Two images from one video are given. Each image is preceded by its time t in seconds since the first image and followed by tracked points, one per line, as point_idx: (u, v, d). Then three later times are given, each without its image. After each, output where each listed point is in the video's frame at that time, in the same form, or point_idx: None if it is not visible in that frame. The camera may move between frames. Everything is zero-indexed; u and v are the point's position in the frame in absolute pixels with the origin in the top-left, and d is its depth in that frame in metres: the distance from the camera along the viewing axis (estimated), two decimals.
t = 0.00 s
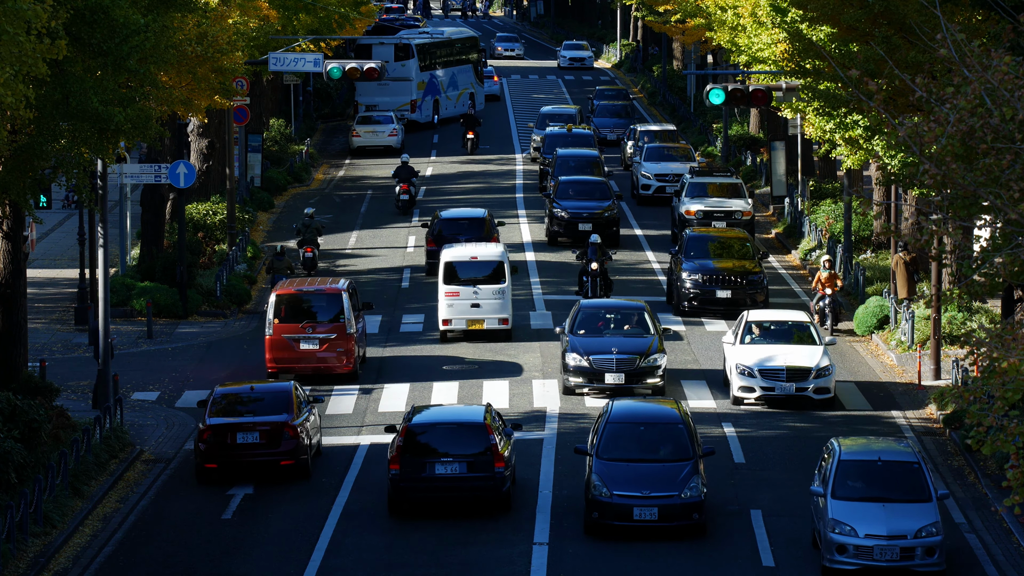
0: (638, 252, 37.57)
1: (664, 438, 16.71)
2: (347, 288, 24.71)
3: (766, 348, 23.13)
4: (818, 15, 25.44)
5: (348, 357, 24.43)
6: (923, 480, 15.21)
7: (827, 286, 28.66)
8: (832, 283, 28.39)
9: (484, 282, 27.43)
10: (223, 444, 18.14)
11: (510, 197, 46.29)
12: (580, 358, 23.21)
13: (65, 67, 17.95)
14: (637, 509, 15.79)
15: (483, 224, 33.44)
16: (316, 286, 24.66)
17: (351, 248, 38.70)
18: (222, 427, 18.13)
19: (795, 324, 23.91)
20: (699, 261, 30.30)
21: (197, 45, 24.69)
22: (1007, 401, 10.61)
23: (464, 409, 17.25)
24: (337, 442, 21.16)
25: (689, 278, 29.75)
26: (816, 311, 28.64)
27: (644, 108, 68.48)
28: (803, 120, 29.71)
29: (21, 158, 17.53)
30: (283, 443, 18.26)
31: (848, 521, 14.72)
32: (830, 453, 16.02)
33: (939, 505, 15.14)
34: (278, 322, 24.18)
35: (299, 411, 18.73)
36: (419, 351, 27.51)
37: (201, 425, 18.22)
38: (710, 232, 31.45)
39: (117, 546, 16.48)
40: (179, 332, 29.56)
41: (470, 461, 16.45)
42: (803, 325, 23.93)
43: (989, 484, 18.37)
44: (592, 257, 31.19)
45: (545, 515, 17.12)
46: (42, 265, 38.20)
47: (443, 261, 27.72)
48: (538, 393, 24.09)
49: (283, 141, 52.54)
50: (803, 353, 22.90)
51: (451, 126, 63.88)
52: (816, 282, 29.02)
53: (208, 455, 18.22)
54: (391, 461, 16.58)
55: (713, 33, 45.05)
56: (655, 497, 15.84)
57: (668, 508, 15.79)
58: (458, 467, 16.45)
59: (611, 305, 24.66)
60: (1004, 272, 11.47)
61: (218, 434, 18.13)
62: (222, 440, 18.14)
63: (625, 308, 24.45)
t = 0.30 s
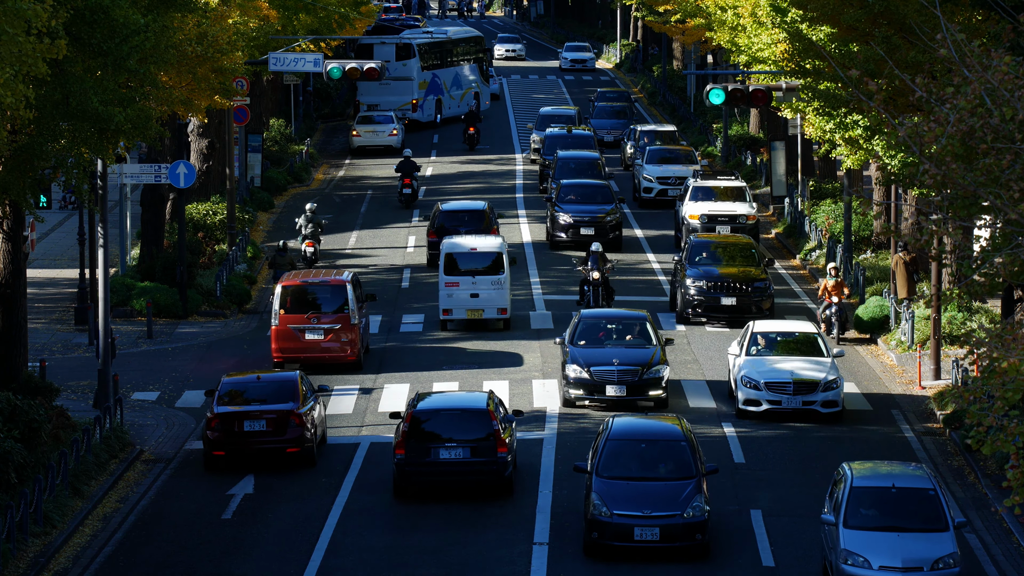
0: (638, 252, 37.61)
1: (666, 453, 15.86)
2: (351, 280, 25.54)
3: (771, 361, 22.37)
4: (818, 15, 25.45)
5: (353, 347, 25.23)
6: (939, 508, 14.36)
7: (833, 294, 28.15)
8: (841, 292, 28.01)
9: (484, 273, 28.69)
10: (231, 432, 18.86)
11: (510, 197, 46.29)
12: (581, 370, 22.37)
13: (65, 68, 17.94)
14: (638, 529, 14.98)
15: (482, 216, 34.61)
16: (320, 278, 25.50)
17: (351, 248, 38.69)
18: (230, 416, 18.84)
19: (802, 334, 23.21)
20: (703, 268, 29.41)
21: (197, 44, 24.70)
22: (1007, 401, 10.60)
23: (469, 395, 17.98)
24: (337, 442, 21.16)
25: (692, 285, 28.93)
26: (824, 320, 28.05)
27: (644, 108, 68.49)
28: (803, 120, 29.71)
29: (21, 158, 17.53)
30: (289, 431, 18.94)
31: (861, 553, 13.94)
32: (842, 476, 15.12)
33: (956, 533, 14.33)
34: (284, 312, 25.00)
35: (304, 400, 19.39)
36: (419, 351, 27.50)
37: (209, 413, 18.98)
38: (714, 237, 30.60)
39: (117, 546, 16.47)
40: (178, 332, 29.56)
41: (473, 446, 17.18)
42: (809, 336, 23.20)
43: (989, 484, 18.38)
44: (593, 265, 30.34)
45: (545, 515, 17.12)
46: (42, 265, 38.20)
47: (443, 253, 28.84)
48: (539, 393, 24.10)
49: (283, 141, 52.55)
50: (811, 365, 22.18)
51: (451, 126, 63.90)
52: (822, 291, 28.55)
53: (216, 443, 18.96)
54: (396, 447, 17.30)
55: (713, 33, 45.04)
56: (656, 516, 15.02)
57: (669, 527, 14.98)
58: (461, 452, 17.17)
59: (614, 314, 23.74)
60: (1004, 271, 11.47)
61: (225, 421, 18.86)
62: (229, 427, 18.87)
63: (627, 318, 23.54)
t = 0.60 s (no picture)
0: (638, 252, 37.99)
1: (667, 474, 15.27)
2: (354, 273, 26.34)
3: (777, 373, 21.37)
4: (818, 15, 25.48)
5: (356, 337, 25.91)
6: (959, 540, 13.59)
7: (839, 303, 27.26)
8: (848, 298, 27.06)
9: (484, 264, 29.87)
10: (238, 421, 19.45)
11: (510, 197, 46.31)
12: (581, 382, 21.54)
13: (65, 68, 17.93)
14: (639, 550, 14.34)
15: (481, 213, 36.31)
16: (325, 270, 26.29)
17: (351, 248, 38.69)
18: (237, 405, 19.42)
19: (809, 345, 22.19)
20: (706, 276, 28.70)
21: (197, 45, 24.71)
22: (1008, 401, 10.60)
23: (471, 383, 18.70)
24: (337, 441, 21.16)
25: (696, 294, 28.19)
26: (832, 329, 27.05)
27: (644, 108, 68.53)
28: (803, 120, 29.71)
29: (21, 158, 17.52)
30: (295, 421, 19.55)
31: None
32: (855, 504, 14.34)
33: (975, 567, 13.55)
34: (289, 303, 25.73)
35: (310, 390, 20.00)
36: (419, 351, 27.47)
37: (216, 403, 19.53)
38: (719, 245, 29.89)
39: (117, 546, 16.47)
40: (178, 332, 29.57)
41: (476, 432, 17.92)
42: (817, 347, 22.19)
43: (989, 484, 18.39)
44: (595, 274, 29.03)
45: (545, 514, 17.12)
46: (42, 265, 38.20)
47: (445, 244, 30.04)
48: (539, 393, 24.11)
49: (283, 141, 52.55)
50: (818, 377, 21.20)
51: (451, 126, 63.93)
52: (829, 299, 27.60)
53: (224, 431, 19.54)
54: (401, 432, 18.04)
55: (713, 33, 45.04)
56: (657, 537, 14.41)
57: (671, 549, 14.35)
58: (464, 437, 17.91)
59: (616, 326, 22.91)
60: (1004, 272, 11.47)
61: (233, 411, 19.43)
62: (237, 417, 19.45)
63: (629, 330, 22.73)
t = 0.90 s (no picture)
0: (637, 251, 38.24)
1: (669, 492, 14.52)
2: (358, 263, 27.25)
3: (784, 386, 20.41)
4: (818, 15, 25.51)
5: (360, 326, 26.94)
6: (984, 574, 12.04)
7: (846, 312, 26.44)
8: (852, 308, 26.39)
9: (484, 255, 30.91)
10: (245, 410, 20.17)
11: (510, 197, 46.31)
12: (581, 394, 20.70)
13: (66, 67, 17.93)
14: None
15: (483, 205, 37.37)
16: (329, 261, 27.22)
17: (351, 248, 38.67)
18: (244, 394, 20.13)
19: (818, 356, 21.20)
20: (710, 284, 27.88)
21: (197, 44, 24.73)
22: (1008, 401, 10.59)
23: (473, 370, 19.59)
24: (337, 442, 21.17)
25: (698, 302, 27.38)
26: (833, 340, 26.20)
27: (644, 108, 68.57)
28: (803, 120, 29.72)
29: (21, 158, 17.51)
30: (301, 409, 20.26)
31: None
32: (870, 535, 12.92)
33: None
34: (294, 295, 26.77)
35: (315, 379, 20.72)
36: (419, 350, 27.48)
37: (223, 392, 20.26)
38: (722, 251, 29.04)
39: (117, 546, 16.47)
40: (178, 332, 29.57)
41: (479, 417, 18.81)
42: (826, 358, 21.20)
43: (989, 484, 18.39)
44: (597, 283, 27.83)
45: (545, 514, 17.13)
46: (41, 265, 38.20)
47: (446, 236, 30.89)
48: (539, 393, 24.12)
49: (283, 141, 52.55)
50: (826, 390, 20.27)
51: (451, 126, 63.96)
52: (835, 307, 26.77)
53: (231, 420, 20.26)
54: (406, 418, 18.97)
55: (713, 32, 45.04)
56: (658, 562, 13.75)
57: None
58: (467, 423, 18.81)
59: (617, 335, 22.04)
60: (1004, 271, 11.47)
61: (239, 400, 20.16)
62: (244, 406, 20.17)
63: (631, 340, 21.84)
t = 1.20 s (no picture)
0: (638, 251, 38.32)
1: (671, 514, 13.89)
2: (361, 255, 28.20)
3: (792, 401, 19.51)
4: (818, 15, 25.52)
5: (364, 318, 27.94)
6: None
7: (851, 320, 25.50)
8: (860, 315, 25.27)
9: (484, 248, 31.64)
10: (253, 399, 21.02)
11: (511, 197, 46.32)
12: (582, 406, 19.97)
13: (65, 68, 17.93)
14: None
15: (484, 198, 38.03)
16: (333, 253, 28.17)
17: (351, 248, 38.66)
18: (251, 384, 20.97)
19: (826, 369, 20.28)
20: (713, 291, 27.04)
21: (197, 45, 24.76)
22: (1008, 401, 10.58)
23: (473, 357, 20.49)
24: (337, 441, 21.18)
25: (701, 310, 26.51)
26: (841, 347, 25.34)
27: (644, 108, 68.58)
28: (803, 120, 29.72)
29: (21, 158, 17.51)
30: (307, 399, 21.10)
31: None
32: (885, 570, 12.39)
33: None
34: (299, 286, 27.72)
35: (320, 369, 21.58)
36: (418, 350, 27.44)
37: (231, 381, 21.08)
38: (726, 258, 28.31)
39: (117, 546, 16.47)
40: (178, 332, 29.57)
41: (480, 403, 19.70)
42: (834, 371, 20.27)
43: (989, 484, 18.38)
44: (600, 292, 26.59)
45: (545, 514, 17.14)
46: (41, 265, 38.19)
47: (447, 229, 31.53)
48: (538, 393, 24.12)
49: (283, 141, 52.55)
50: (836, 405, 19.37)
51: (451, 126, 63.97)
52: (841, 317, 25.76)
53: (239, 409, 21.09)
54: (409, 404, 19.82)
55: (713, 32, 45.03)
56: None
57: None
58: (468, 408, 19.69)
59: (619, 347, 21.33)
60: (1004, 271, 11.47)
61: (247, 389, 20.99)
62: (251, 395, 21.01)
63: (632, 351, 21.13)
